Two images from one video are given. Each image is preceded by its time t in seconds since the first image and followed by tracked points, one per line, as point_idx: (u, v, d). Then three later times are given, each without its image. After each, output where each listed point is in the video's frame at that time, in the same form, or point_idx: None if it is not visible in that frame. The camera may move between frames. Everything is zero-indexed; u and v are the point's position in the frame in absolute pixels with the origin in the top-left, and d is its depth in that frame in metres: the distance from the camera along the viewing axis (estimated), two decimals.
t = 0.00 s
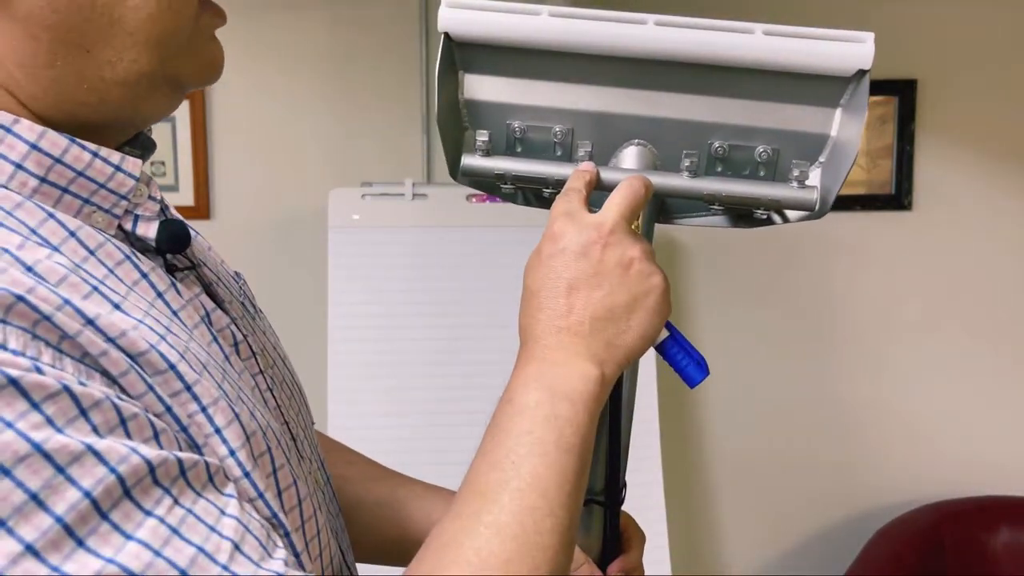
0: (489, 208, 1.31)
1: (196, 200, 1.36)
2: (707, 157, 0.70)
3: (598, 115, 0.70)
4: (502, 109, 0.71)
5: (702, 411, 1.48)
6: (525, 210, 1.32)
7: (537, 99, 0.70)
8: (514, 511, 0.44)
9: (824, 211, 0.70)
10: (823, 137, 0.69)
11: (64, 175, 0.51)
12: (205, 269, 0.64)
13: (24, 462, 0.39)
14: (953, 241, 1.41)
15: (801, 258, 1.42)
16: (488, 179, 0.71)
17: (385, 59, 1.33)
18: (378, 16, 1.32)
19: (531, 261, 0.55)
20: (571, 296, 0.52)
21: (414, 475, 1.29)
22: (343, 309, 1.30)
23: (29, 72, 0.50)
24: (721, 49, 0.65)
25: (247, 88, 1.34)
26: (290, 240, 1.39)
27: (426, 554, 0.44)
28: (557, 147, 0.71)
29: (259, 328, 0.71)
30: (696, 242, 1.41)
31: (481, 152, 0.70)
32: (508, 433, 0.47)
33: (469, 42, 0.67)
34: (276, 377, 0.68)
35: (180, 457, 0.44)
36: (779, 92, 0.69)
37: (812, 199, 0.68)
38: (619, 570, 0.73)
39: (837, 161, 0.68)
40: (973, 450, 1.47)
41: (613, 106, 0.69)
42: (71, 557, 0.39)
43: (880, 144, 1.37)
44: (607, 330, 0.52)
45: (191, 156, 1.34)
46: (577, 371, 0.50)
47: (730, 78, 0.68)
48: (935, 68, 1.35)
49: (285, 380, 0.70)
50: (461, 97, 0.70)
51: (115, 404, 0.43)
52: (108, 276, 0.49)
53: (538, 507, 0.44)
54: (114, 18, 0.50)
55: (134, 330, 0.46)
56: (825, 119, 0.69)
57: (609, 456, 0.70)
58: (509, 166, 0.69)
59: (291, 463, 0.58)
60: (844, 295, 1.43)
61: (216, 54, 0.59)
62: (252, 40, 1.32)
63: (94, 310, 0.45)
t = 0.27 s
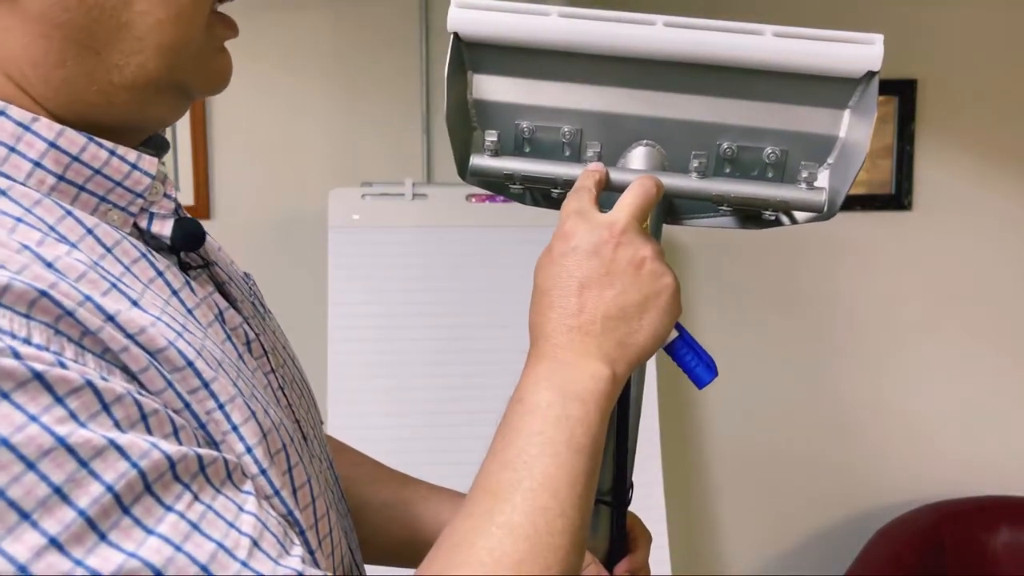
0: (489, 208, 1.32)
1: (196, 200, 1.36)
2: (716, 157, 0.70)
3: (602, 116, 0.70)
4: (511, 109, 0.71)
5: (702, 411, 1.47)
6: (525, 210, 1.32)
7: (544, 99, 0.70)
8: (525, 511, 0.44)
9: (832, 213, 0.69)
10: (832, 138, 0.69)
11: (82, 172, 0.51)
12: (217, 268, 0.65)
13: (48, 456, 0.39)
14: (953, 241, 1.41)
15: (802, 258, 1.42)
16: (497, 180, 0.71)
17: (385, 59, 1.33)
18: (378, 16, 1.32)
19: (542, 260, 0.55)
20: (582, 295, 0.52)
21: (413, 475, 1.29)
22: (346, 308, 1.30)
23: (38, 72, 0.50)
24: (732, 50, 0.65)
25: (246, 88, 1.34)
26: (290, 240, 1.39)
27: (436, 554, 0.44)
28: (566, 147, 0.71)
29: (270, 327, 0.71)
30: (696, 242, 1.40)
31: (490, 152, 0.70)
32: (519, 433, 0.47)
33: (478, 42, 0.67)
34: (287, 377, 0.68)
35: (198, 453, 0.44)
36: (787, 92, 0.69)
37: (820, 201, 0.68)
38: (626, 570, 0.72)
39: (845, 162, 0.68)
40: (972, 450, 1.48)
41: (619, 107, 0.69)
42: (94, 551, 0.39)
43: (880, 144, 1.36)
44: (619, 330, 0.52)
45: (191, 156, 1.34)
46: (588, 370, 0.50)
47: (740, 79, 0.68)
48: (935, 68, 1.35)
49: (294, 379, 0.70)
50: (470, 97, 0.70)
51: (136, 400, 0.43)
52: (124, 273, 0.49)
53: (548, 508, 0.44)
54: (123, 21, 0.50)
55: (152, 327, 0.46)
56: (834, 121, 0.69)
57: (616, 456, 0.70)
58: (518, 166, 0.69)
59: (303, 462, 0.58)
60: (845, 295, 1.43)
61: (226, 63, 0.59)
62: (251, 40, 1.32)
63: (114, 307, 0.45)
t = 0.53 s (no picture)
0: (489, 208, 1.32)
1: (196, 199, 1.36)
2: (718, 158, 0.70)
3: (605, 116, 0.70)
4: (514, 109, 0.71)
5: (702, 411, 1.47)
6: (526, 210, 1.32)
7: (547, 99, 0.70)
8: (531, 510, 0.44)
9: (835, 213, 0.69)
10: (834, 139, 0.69)
11: (90, 172, 0.51)
12: (223, 269, 0.65)
13: (62, 453, 0.39)
14: (954, 241, 1.41)
15: (802, 258, 1.42)
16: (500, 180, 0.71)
17: (385, 59, 1.33)
18: (378, 16, 1.32)
19: (545, 260, 0.55)
20: (586, 295, 0.52)
21: (414, 475, 1.29)
22: (347, 308, 1.30)
23: (47, 68, 0.50)
24: (737, 50, 0.65)
25: (246, 88, 1.34)
26: (290, 240, 1.39)
27: (441, 555, 0.44)
28: (569, 147, 0.71)
29: (273, 327, 0.71)
30: (697, 242, 1.41)
31: (493, 152, 0.70)
32: (524, 433, 0.47)
33: (481, 42, 0.67)
34: (291, 377, 0.68)
35: (210, 452, 0.44)
36: (790, 92, 0.69)
37: (822, 201, 0.68)
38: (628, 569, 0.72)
39: (847, 163, 0.68)
40: (972, 449, 1.48)
41: (622, 107, 0.70)
42: (107, 548, 0.39)
43: (880, 144, 1.36)
44: (623, 330, 0.52)
45: (191, 156, 1.34)
46: (592, 370, 0.50)
47: (746, 80, 0.68)
48: (935, 68, 1.35)
49: (298, 378, 0.71)
50: (473, 97, 0.70)
51: (148, 398, 0.43)
52: (132, 273, 0.49)
53: (554, 508, 0.44)
54: (135, 22, 0.50)
55: (162, 325, 0.46)
56: (837, 121, 0.69)
57: (619, 456, 0.70)
58: (521, 166, 0.69)
59: (308, 461, 0.58)
60: (846, 295, 1.43)
61: (236, 64, 0.58)
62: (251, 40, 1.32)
63: (124, 306, 0.45)
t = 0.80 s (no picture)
0: (489, 208, 1.32)
1: (196, 200, 1.36)
2: (716, 157, 0.71)
3: (605, 116, 0.70)
4: (511, 109, 0.70)
5: (702, 411, 1.47)
6: (526, 210, 1.32)
7: (546, 99, 0.70)
8: (527, 511, 0.44)
9: (832, 212, 0.69)
10: (831, 138, 0.69)
11: (86, 174, 0.51)
12: (219, 269, 0.65)
13: (56, 457, 0.39)
14: (953, 241, 1.41)
15: (802, 258, 1.42)
16: (498, 180, 0.71)
17: (385, 59, 1.33)
18: (378, 17, 1.32)
19: (542, 261, 0.56)
20: (582, 296, 0.52)
21: (412, 476, 1.29)
22: (345, 309, 1.30)
23: (42, 69, 0.50)
24: (734, 51, 0.65)
25: (246, 88, 1.34)
26: (290, 240, 1.39)
27: (437, 555, 0.44)
28: (566, 147, 0.71)
29: (270, 328, 0.71)
30: (697, 242, 1.41)
31: (490, 152, 0.70)
32: (520, 434, 0.47)
33: (478, 42, 0.67)
34: (287, 377, 0.68)
35: (205, 455, 0.44)
36: (788, 92, 0.69)
37: (820, 201, 0.68)
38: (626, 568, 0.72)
39: (844, 162, 0.68)
40: (971, 449, 1.48)
41: (623, 107, 0.70)
42: (102, 551, 0.39)
43: (879, 144, 1.36)
44: (619, 330, 0.52)
45: (191, 156, 1.34)
46: (589, 371, 0.50)
47: (744, 80, 0.68)
48: (935, 68, 1.35)
49: (295, 379, 0.71)
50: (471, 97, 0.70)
51: (143, 401, 0.43)
52: (128, 275, 0.49)
53: (550, 509, 0.44)
54: (132, 23, 0.50)
55: (157, 328, 0.46)
56: (834, 121, 0.69)
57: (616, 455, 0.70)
58: (519, 166, 0.69)
59: (304, 462, 0.58)
60: (845, 295, 1.43)
61: (234, 66, 0.58)
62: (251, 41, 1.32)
63: (120, 308, 0.45)
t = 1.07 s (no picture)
0: (489, 208, 1.32)
1: (196, 200, 1.36)
2: (714, 158, 0.70)
3: (603, 116, 0.70)
4: (508, 109, 0.70)
5: (702, 411, 1.47)
6: (525, 211, 1.32)
7: (543, 99, 0.70)
8: (520, 514, 0.44)
9: (830, 213, 0.69)
10: (831, 138, 0.69)
11: (75, 176, 0.51)
12: (211, 270, 0.65)
13: (38, 461, 0.39)
14: (953, 241, 1.41)
15: (801, 258, 1.42)
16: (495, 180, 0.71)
17: (385, 58, 1.33)
18: (378, 17, 1.32)
19: (538, 262, 0.55)
20: (578, 297, 0.52)
21: (410, 477, 1.29)
22: (343, 309, 1.30)
23: (33, 72, 0.50)
24: (730, 51, 0.65)
25: (247, 88, 1.34)
26: (290, 240, 1.39)
27: (431, 558, 0.44)
28: (564, 147, 0.71)
29: (265, 330, 0.71)
30: (696, 242, 1.41)
31: (487, 152, 0.69)
32: (515, 437, 0.47)
33: (475, 42, 0.67)
34: (281, 379, 0.67)
35: (191, 458, 0.44)
36: (786, 92, 0.69)
37: (819, 201, 0.68)
38: (625, 570, 0.72)
39: (844, 163, 0.68)
40: (971, 449, 1.48)
41: (622, 106, 0.69)
42: (84, 556, 0.39)
43: (879, 144, 1.36)
44: (615, 332, 0.52)
45: (191, 157, 1.34)
46: (583, 373, 0.50)
47: (741, 80, 0.68)
48: (935, 68, 1.35)
49: (289, 381, 0.70)
50: (467, 97, 0.70)
51: (128, 405, 0.43)
52: (116, 278, 0.49)
53: (543, 512, 0.44)
54: (121, 22, 0.50)
55: (144, 331, 0.46)
56: (833, 121, 0.69)
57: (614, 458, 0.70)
58: (516, 167, 0.69)
59: (296, 464, 0.58)
60: (845, 295, 1.43)
61: (225, 64, 0.58)
62: (251, 41, 1.32)
63: (106, 311, 0.45)
